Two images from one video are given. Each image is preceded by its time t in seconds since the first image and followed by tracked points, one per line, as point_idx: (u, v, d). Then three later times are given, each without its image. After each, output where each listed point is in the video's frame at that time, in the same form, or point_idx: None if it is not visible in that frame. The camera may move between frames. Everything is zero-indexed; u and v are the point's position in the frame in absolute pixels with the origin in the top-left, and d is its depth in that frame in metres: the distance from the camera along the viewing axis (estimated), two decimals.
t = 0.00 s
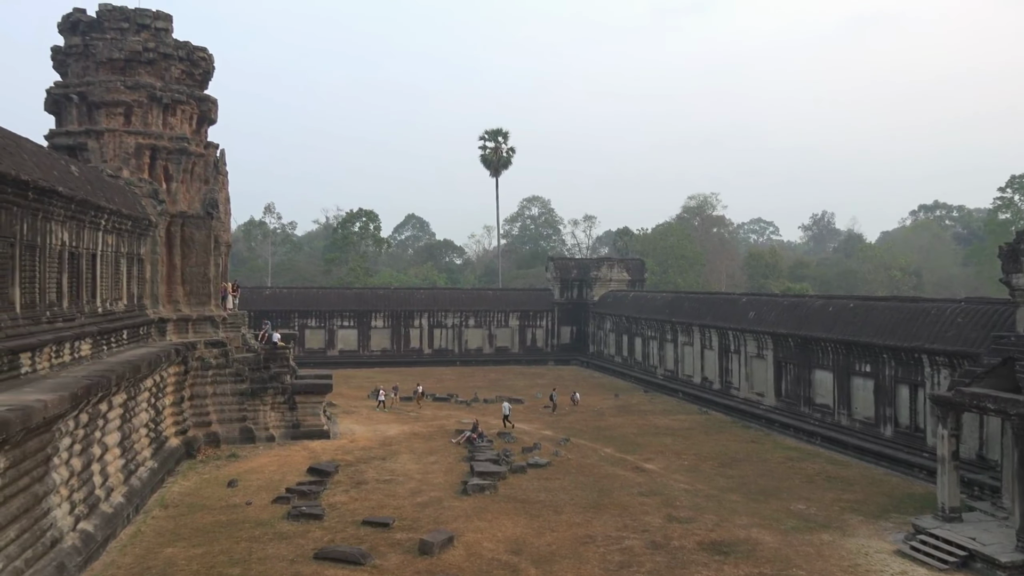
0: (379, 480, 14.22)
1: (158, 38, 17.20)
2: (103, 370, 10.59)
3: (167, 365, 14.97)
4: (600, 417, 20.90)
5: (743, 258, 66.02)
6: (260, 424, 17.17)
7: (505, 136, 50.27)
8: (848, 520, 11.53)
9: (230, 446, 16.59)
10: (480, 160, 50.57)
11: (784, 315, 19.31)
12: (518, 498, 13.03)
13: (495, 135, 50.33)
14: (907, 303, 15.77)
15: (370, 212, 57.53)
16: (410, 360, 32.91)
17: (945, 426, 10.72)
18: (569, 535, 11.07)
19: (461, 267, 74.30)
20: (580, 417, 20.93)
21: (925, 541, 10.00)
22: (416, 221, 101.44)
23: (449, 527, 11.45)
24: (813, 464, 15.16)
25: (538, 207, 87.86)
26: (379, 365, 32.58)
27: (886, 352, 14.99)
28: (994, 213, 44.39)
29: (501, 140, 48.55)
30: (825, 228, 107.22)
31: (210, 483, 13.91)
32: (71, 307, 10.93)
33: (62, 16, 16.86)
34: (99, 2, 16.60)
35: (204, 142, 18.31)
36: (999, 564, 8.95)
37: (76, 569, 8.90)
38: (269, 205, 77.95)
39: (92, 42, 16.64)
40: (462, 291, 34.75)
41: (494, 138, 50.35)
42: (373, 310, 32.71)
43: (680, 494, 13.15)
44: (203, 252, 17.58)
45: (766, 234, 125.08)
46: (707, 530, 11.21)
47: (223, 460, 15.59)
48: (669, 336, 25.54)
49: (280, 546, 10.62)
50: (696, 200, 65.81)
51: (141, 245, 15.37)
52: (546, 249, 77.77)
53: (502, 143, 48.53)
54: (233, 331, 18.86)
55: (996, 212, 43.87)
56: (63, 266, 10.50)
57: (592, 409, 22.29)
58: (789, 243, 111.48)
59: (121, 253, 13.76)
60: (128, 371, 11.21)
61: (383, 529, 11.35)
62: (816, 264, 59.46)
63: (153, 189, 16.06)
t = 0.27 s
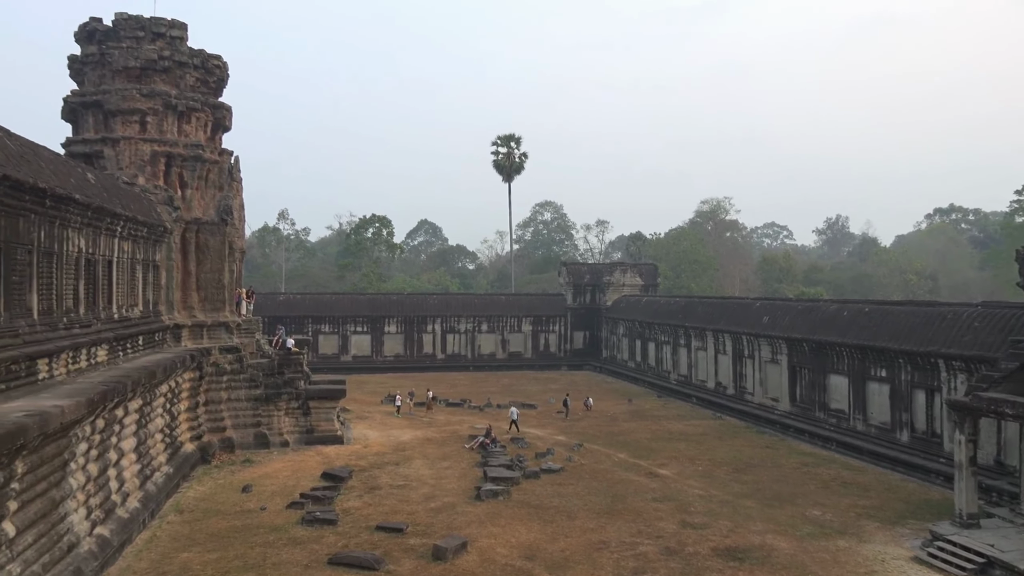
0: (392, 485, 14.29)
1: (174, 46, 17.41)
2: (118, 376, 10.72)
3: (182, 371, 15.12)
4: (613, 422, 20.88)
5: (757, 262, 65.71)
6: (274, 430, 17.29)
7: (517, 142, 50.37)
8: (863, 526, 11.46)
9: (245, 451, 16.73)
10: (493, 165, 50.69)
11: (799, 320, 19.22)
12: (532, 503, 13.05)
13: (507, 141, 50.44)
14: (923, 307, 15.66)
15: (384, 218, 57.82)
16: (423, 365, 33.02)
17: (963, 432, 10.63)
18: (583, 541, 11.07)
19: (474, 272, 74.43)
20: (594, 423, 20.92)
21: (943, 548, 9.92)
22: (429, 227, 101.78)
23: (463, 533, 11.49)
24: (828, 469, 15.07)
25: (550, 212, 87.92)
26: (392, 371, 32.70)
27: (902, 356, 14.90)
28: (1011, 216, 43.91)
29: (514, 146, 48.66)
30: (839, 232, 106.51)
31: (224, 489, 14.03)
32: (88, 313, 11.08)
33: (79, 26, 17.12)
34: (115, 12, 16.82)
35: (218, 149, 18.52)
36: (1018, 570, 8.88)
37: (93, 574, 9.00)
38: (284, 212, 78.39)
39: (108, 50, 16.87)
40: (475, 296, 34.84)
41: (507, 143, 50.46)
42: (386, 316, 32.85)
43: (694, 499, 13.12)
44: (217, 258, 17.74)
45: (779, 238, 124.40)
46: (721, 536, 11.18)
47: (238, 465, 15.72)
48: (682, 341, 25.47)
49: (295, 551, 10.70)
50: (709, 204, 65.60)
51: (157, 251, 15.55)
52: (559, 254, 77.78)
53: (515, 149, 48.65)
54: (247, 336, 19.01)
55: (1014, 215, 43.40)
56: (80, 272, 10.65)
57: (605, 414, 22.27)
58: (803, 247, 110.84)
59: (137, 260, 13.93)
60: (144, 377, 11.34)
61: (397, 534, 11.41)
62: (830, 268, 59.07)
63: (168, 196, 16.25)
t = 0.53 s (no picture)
0: (407, 490, 14.33)
1: (190, 53, 17.60)
2: (135, 381, 10.84)
3: (198, 375, 15.25)
4: (627, 426, 20.82)
5: (771, 266, 65.37)
6: (289, 434, 17.40)
7: (531, 146, 50.46)
8: (880, 531, 11.36)
9: (260, 455, 16.85)
10: (506, 170, 50.79)
11: (814, 324, 19.10)
12: (546, 508, 13.04)
13: (520, 145, 50.55)
14: (940, 311, 15.51)
15: (397, 223, 58.09)
16: (437, 369, 33.09)
17: (981, 437, 10.53)
18: (597, 546, 11.06)
19: (487, 277, 74.52)
20: (608, 427, 20.88)
21: (962, 554, 9.83)
22: (443, 231, 102.08)
23: (477, 537, 11.50)
24: (845, 474, 14.95)
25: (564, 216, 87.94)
26: (406, 375, 32.80)
27: (919, 360, 14.77)
28: None
29: (527, 150, 48.75)
30: (854, 235, 105.69)
31: (240, 493, 14.14)
32: (105, 319, 11.22)
33: (96, 33, 17.34)
34: (131, 20, 17.02)
35: (233, 155, 18.71)
36: None
37: None
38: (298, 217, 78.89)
39: (125, 58, 17.08)
40: (489, 300, 34.90)
41: (519, 148, 50.56)
42: (400, 321, 32.97)
43: (709, 504, 13.06)
44: (233, 264, 17.90)
45: (794, 241, 123.56)
46: (736, 541, 11.13)
47: (253, 469, 15.83)
48: (697, 345, 25.37)
49: (309, 556, 10.75)
50: (723, 208, 65.35)
51: (173, 257, 15.72)
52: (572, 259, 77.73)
53: (528, 153, 48.74)
54: (263, 341, 19.14)
55: None
56: (97, 277, 10.78)
57: (619, 419, 22.22)
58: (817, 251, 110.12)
59: (154, 266, 14.08)
60: (160, 382, 11.46)
61: (411, 539, 11.44)
62: (845, 272, 58.61)
63: (184, 202, 16.43)
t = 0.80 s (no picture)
0: (421, 493, 14.37)
1: (206, 59, 17.80)
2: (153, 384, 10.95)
3: (214, 379, 15.38)
4: (641, 430, 20.76)
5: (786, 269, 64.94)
6: (304, 437, 17.50)
7: (545, 149, 50.50)
8: (898, 536, 11.25)
9: (276, 458, 16.97)
10: (520, 173, 50.85)
11: (830, 327, 18.96)
12: (561, 512, 13.03)
13: (534, 148, 50.62)
14: (958, 314, 15.35)
15: (412, 226, 58.32)
16: (452, 373, 33.16)
17: (1000, 441, 10.40)
18: (612, 550, 11.03)
19: (501, 280, 74.59)
20: (622, 430, 20.82)
21: (981, 560, 9.71)
22: (458, 234, 102.32)
23: (492, 541, 11.52)
24: (862, 479, 14.82)
25: (578, 219, 87.88)
26: (420, 378, 32.90)
27: (936, 364, 14.62)
28: None
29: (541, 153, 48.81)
30: (871, 237, 104.78)
31: (256, 495, 14.24)
32: (123, 323, 11.35)
33: (114, 40, 17.57)
34: (148, 26, 17.26)
35: (249, 159, 18.89)
36: None
37: None
38: (313, 221, 79.39)
39: (142, 64, 17.29)
40: (503, 304, 34.93)
41: (534, 151, 50.60)
42: (414, 324, 33.06)
43: (725, 508, 12.99)
44: (248, 268, 18.05)
45: (810, 244, 122.61)
46: (753, 545, 11.06)
47: (269, 472, 15.94)
48: (712, 349, 25.25)
49: (324, 558, 10.81)
50: (738, 210, 65.06)
51: (190, 261, 15.87)
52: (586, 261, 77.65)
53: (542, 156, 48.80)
54: (278, 344, 19.28)
55: None
56: (115, 281, 10.92)
57: (634, 422, 22.15)
58: (834, 253, 109.26)
59: (170, 270, 14.23)
60: (177, 385, 11.57)
61: (426, 542, 11.46)
62: (862, 274, 58.11)
63: (201, 207, 16.61)
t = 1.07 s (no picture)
0: (436, 495, 14.40)
1: (222, 63, 17.97)
2: (170, 386, 11.05)
3: (231, 381, 15.49)
4: (657, 432, 20.67)
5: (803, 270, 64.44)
6: (320, 439, 17.59)
7: (559, 151, 50.47)
8: (917, 540, 11.13)
9: (291, 460, 17.07)
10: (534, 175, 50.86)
11: (847, 328, 18.80)
12: (576, 514, 13.01)
13: (548, 151, 50.63)
14: (977, 315, 15.18)
15: (426, 229, 58.50)
16: (466, 375, 33.21)
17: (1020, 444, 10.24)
18: (628, 552, 10.99)
19: (515, 282, 74.61)
20: (637, 432, 20.75)
21: (1001, 564, 9.57)
22: (472, 236, 102.49)
23: (507, 543, 11.52)
24: (880, 481, 14.68)
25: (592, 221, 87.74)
26: (435, 380, 32.96)
27: (955, 365, 14.46)
28: None
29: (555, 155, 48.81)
30: (888, 238, 103.79)
31: (272, 497, 14.33)
32: (141, 325, 11.47)
33: (131, 45, 17.77)
34: (166, 31, 17.45)
35: (265, 163, 19.04)
36: None
37: None
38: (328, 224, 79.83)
39: (160, 69, 17.47)
40: (518, 306, 34.93)
41: (548, 152, 50.59)
42: (429, 326, 33.14)
43: (741, 511, 12.91)
44: (264, 270, 18.19)
45: (826, 245, 121.59)
46: (770, 549, 10.98)
47: (285, 474, 16.04)
48: (727, 351, 25.12)
49: (340, 560, 10.86)
50: (753, 212, 64.72)
51: (206, 264, 16.02)
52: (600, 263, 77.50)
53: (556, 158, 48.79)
54: (294, 346, 19.40)
55: None
56: (133, 284, 11.04)
57: (649, 424, 22.06)
58: (850, 254, 108.32)
59: (187, 272, 14.37)
60: (194, 387, 11.67)
61: (441, 544, 11.48)
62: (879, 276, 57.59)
63: (217, 210, 16.76)
